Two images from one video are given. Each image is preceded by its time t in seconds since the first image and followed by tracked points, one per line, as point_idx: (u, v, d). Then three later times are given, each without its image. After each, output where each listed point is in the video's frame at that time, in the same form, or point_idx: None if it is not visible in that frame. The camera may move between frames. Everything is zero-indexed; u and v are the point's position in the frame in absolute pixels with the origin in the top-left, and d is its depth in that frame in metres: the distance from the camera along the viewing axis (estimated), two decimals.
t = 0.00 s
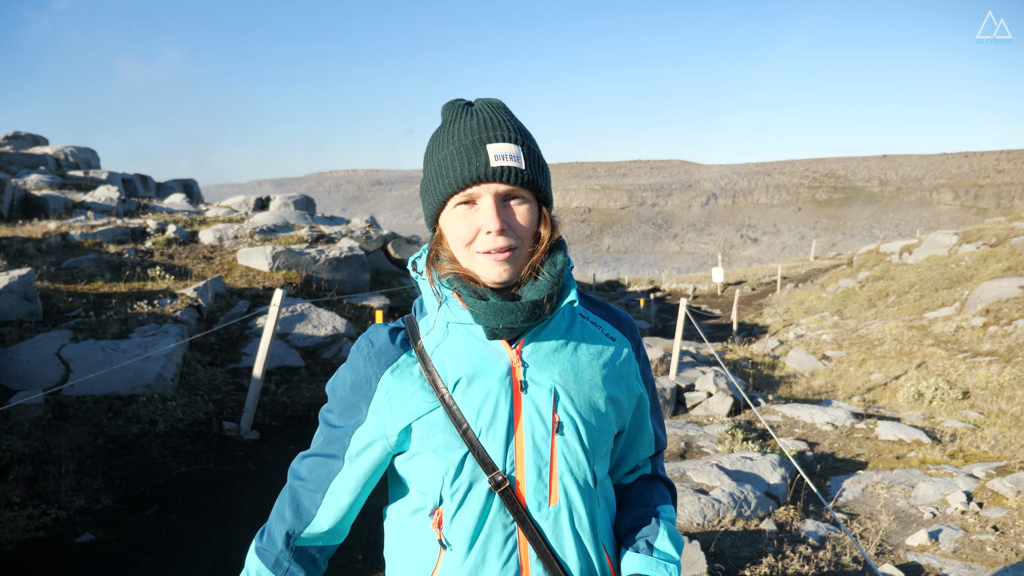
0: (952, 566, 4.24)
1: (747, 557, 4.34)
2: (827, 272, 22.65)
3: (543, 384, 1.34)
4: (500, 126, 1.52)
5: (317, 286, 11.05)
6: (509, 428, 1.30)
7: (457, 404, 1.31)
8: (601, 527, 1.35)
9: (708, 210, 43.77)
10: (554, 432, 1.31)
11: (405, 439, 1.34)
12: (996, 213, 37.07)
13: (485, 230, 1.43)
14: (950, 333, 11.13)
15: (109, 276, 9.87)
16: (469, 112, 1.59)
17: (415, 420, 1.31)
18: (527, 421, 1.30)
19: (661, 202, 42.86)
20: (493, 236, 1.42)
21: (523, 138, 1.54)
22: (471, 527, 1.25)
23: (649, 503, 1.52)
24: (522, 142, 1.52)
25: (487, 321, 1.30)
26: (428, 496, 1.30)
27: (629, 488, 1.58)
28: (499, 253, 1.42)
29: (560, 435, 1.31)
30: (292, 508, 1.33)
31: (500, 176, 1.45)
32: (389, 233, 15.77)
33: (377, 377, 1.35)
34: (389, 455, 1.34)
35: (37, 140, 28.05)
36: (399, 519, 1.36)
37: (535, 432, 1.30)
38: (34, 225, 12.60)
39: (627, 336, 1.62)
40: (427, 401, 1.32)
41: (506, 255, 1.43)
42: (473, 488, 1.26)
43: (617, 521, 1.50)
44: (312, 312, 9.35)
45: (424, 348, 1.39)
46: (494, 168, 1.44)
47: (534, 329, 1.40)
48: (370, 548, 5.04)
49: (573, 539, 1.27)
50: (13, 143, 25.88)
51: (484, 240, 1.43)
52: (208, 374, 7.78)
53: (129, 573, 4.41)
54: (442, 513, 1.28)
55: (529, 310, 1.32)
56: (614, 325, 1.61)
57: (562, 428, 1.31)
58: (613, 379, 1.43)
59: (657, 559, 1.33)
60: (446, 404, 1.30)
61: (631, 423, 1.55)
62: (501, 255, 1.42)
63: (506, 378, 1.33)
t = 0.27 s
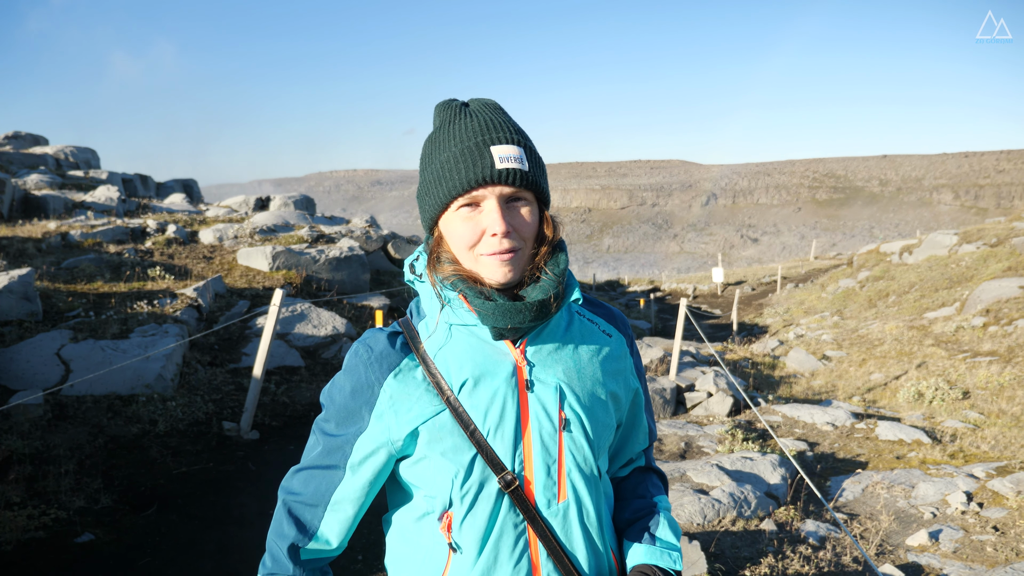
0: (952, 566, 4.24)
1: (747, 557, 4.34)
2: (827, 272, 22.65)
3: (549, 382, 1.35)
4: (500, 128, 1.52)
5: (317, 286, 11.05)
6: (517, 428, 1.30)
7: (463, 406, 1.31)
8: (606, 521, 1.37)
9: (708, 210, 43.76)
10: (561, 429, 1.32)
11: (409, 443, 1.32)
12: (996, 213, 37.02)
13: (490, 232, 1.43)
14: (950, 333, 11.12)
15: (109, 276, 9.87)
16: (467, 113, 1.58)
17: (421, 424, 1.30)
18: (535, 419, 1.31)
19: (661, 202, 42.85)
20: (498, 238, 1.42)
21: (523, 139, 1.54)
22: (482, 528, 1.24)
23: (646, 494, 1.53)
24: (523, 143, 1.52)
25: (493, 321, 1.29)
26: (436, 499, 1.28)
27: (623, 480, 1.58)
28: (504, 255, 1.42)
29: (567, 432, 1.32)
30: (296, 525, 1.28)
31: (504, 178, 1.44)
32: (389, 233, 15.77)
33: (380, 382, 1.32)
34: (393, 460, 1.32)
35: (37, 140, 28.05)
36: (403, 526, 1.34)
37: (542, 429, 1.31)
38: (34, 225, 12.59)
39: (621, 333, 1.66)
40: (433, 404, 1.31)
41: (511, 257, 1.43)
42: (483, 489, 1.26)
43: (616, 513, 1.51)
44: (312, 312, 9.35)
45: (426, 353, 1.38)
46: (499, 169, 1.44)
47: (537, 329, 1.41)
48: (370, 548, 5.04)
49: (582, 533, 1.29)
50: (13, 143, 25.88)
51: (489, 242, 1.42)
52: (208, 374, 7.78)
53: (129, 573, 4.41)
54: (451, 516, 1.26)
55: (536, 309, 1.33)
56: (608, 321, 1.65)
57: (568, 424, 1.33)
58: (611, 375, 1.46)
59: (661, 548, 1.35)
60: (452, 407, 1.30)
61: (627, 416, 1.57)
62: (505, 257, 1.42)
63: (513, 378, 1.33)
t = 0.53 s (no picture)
0: (953, 566, 4.23)
1: (748, 557, 4.34)
2: (828, 272, 22.62)
3: (552, 377, 1.35)
4: (502, 127, 1.53)
5: (318, 285, 11.05)
6: (521, 422, 1.30)
7: (468, 402, 1.30)
8: (605, 516, 1.38)
9: (709, 210, 43.73)
10: (564, 423, 1.32)
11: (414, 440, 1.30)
12: (997, 213, 36.94)
13: (494, 229, 1.43)
14: (951, 333, 11.10)
15: (110, 275, 9.87)
16: (467, 113, 1.58)
17: (428, 420, 1.28)
18: (538, 413, 1.31)
19: (662, 201, 42.83)
20: (502, 235, 1.41)
21: (524, 138, 1.55)
22: (486, 523, 1.24)
23: (640, 489, 1.53)
24: (524, 142, 1.53)
25: (499, 316, 1.29)
26: (440, 496, 1.27)
27: (617, 477, 1.58)
28: (508, 252, 1.42)
29: (570, 426, 1.33)
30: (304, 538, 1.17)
31: (509, 176, 1.45)
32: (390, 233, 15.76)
33: (386, 375, 1.28)
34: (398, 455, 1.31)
35: (39, 140, 28.06)
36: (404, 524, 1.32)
37: (546, 424, 1.31)
38: (35, 225, 12.59)
39: (617, 330, 1.67)
40: (438, 400, 1.30)
41: (515, 254, 1.43)
42: (487, 484, 1.25)
43: (612, 508, 1.51)
44: (313, 311, 9.35)
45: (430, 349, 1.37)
46: (505, 167, 1.44)
47: (539, 325, 1.42)
48: (370, 548, 5.04)
49: (584, 527, 1.29)
50: (15, 143, 25.90)
51: (493, 239, 1.42)
52: (209, 373, 7.79)
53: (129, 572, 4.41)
54: (454, 513, 1.26)
55: (541, 304, 1.34)
56: (604, 319, 1.66)
57: (571, 419, 1.33)
58: (609, 370, 1.48)
59: (659, 541, 1.36)
60: (458, 403, 1.29)
61: (623, 412, 1.57)
62: (510, 254, 1.42)
63: (517, 374, 1.33)
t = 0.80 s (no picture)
0: (954, 567, 4.23)
1: (749, 557, 4.34)
2: (829, 272, 22.62)
3: (552, 374, 1.36)
4: (502, 129, 1.53)
5: (319, 285, 11.06)
6: (520, 417, 1.29)
7: (469, 396, 1.28)
8: (602, 513, 1.37)
9: (710, 210, 43.73)
10: (563, 419, 1.32)
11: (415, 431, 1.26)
12: (998, 213, 36.91)
13: (494, 230, 1.43)
14: (952, 333, 11.10)
15: (111, 275, 9.89)
16: (468, 114, 1.58)
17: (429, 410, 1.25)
18: (538, 409, 1.31)
19: (663, 201, 42.83)
20: (502, 236, 1.42)
21: (524, 140, 1.55)
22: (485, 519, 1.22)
23: (639, 489, 1.54)
24: (524, 143, 1.53)
25: (498, 312, 1.30)
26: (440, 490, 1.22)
27: (616, 476, 1.57)
28: (508, 253, 1.42)
29: (569, 422, 1.33)
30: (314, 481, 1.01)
31: (509, 178, 1.45)
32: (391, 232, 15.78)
33: (394, 359, 1.26)
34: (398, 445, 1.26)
35: (41, 139, 28.11)
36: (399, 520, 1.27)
37: (546, 419, 1.30)
38: (37, 225, 12.62)
39: (616, 331, 1.68)
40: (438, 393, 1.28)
41: (515, 255, 1.43)
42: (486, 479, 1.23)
43: (611, 507, 1.50)
44: (314, 311, 9.36)
45: (431, 343, 1.34)
46: (504, 170, 1.44)
47: (538, 323, 1.43)
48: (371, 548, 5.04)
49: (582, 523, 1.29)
50: (17, 142, 25.98)
51: (492, 240, 1.42)
52: (210, 372, 7.79)
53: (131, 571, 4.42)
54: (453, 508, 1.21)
55: (539, 302, 1.35)
56: (603, 318, 1.67)
57: (571, 414, 1.33)
58: (608, 368, 1.49)
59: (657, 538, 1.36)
60: (459, 397, 1.27)
61: (622, 411, 1.58)
62: (509, 254, 1.42)
63: (517, 369, 1.33)
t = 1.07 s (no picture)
0: (954, 566, 4.23)
1: (749, 556, 4.34)
2: (829, 272, 22.60)
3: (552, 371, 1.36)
4: (504, 128, 1.53)
5: (319, 283, 11.06)
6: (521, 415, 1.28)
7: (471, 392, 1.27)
8: (602, 511, 1.38)
9: (710, 209, 43.69)
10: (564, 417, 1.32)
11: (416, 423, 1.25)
12: (998, 212, 36.88)
13: (496, 230, 1.43)
14: (952, 333, 11.09)
15: (112, 273, 9.90)
16: (470, 113, 1.58)
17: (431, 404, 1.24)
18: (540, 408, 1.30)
19: (663, 200, 42.80)
20: (503, 236, 1.42)
21: (525, 139, 1.55)
22: (485, 515, 1.22)
23: (639, 488, 1.54)
24: (525, 143, 1.53)
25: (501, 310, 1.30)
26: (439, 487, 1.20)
27: (616, 477, 1.58)
28: (509, 252, 1.42)
29: (569, 419, 1.33)
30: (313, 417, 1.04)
31: (511, 177, 1.45)
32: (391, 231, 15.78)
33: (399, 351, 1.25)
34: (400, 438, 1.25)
35: (41, 137, 28.10)
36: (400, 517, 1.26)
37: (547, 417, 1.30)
38: (37, 223, 12.61)
39: (616, 330, 1.68)
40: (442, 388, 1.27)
41: (516, 254, 1.43)
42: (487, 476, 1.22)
43: (612, 506, 1.51)
44: (314, 310, 9.37)
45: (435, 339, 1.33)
46: (506, 169, 1.44)
47: (539, 320, 1.43)
48: (371, 546, 5.04)
49: (582, 519, 1.30)
50: (17, 140, 26.01)
51: (495, 240, 1.42)
52: (210, 371, 7.80)
53: (131, 569, 4.43)
54: (454, 504, 1.21)
55: (541, 300, 1.37)
56: (604, 318, 1.67)
57: (571, 412, 1.34)
58: (609, 367, 1.49)
59: (657, 538, 1.38)
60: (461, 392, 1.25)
61: (622, 410, 1.58)
62: (510, 253, 1.42)
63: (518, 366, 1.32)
